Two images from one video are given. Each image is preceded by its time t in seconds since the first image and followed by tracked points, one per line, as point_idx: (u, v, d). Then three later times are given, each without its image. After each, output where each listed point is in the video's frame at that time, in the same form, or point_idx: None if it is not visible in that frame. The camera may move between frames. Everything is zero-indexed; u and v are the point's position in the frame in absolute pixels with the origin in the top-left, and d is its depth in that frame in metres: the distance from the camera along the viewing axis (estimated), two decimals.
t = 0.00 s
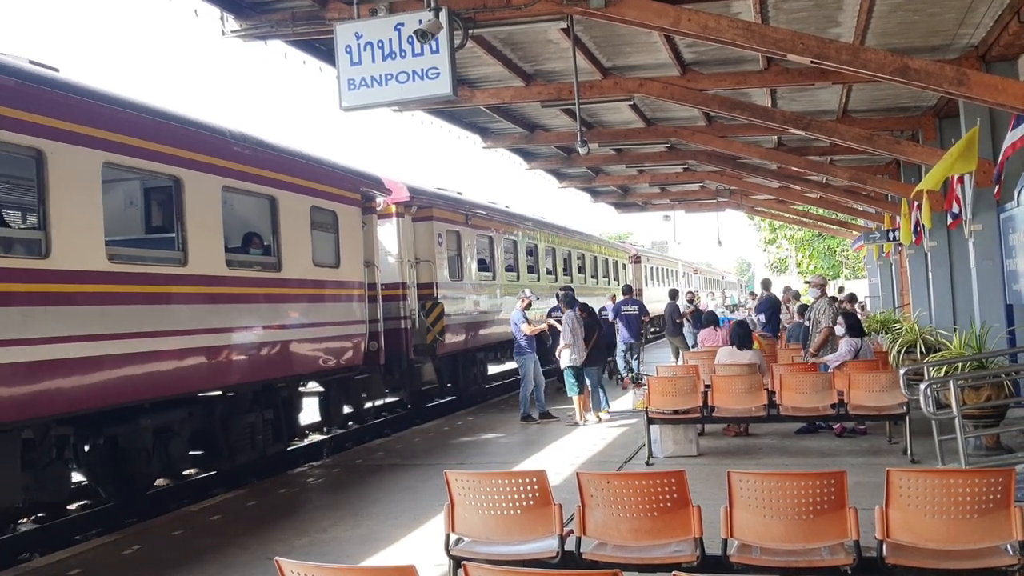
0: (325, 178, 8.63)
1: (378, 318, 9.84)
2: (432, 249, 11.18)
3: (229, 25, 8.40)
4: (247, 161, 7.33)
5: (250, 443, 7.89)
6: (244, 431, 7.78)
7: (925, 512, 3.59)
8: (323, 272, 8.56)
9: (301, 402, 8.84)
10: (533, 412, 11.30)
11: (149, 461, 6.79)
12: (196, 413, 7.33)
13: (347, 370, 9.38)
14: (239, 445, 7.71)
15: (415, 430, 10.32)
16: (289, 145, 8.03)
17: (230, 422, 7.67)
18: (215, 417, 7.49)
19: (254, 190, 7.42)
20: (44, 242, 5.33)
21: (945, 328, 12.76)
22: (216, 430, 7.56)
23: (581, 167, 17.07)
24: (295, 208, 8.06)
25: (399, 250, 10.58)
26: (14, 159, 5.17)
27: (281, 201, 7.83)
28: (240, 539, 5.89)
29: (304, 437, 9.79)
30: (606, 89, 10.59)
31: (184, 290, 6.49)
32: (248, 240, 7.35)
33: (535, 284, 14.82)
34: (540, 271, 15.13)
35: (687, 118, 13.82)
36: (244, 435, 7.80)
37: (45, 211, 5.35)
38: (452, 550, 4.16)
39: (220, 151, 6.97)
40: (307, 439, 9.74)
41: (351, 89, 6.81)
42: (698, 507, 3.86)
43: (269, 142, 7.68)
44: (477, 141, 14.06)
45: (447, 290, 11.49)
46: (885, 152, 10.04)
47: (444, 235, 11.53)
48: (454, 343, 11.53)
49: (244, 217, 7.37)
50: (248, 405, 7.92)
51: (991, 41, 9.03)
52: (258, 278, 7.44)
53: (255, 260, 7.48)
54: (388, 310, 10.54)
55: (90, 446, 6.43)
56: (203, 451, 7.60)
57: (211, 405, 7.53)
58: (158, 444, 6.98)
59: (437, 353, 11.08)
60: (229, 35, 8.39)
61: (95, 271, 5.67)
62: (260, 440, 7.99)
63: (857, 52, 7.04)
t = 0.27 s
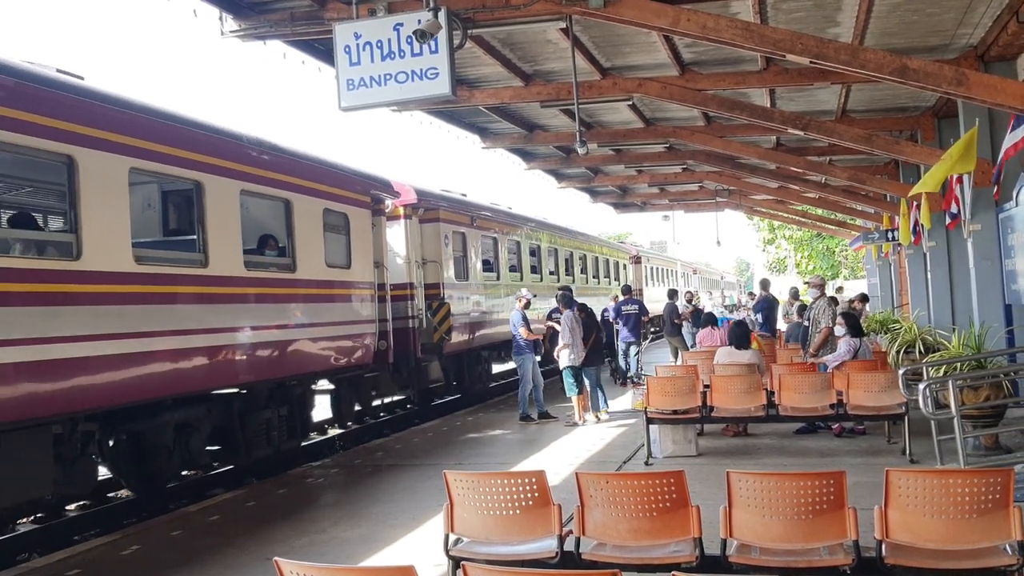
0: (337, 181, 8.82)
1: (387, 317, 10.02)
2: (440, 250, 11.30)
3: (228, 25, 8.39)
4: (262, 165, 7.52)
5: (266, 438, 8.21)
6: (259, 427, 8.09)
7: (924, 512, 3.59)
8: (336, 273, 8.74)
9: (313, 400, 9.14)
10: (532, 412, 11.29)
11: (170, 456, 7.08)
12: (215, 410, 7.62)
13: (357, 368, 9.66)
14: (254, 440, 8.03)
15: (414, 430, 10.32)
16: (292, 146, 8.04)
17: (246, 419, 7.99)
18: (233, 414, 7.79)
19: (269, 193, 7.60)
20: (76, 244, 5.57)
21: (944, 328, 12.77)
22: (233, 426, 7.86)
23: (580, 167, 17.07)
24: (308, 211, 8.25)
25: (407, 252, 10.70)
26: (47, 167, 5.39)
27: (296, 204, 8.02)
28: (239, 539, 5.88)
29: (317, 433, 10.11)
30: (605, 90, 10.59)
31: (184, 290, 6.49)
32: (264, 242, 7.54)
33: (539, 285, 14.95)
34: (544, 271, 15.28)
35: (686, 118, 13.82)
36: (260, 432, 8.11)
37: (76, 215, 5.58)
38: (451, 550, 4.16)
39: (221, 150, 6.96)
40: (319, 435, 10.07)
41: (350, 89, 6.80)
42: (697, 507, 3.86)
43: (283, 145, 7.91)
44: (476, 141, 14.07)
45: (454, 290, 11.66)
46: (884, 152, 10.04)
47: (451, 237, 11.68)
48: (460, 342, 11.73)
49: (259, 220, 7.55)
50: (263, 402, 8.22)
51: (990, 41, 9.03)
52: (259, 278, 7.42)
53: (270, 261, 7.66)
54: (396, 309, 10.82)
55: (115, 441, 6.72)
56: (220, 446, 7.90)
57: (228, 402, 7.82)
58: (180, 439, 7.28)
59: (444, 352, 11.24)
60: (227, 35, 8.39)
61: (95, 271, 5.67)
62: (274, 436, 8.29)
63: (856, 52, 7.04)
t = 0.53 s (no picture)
0: (349, 184, 9.03)
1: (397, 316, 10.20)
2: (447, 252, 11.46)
3: (227, 25, 8.39)
4: (279, 170, 7.74)
5: (282, 433, 8.44)
6: (276, 423, 8.33)
7: (924, 512, 3.59)
8: (348, 274, 8.94)
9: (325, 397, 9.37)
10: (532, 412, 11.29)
11: (191, 451, 7.30)
12: (233, 405, 7.85)
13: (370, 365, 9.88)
14: (271, 435, 8.27)
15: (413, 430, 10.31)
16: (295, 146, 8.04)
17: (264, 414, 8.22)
18: (251, 410, 8.03)
19: (285, 196, 7.82)
20: (105, 246, 5.82)
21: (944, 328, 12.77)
22: (251, 422, 8.08)
23: (579, 167, 17.07)
24: (323, 214, 8.46)
25: (415, 252, 10.91)
26: (77, 171, 5.64)
27: (310, 207, 8.23)
28: (238, 539, 5.88)
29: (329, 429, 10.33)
30: (604, 89, 10.59)
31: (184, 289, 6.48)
32: (279, 243, 7.75)
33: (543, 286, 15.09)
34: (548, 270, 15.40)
35: (686, 118, 13.82)
36: (276, 427, 8.34)
37: (106, 217, 5.83)
38: (450, 550, 4.16)
39: (220, 150, 6.96)
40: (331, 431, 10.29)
41: (350, 88, 6.80)
42: (697, 507, 3.86)
43: (298, 150, 8.11)
44: (476, 141, 14.07)
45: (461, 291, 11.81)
46: (883, 152, 10.03)
47: (458, 238, 11.83)
48: (467, 342, 11.88)
49: (276, 222, 7.76)
50: (279, 398, 8.46)
51: (989, 40, 9.03)
52: (258, 276, 7.39)
53: (286, 262, 7.87)
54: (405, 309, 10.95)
55: (138, 436, 6.93)
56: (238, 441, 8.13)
57: (247, 398, 8.05)
58: (201, 434, 7.50)
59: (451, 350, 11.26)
60: (227, 35, 8.38)
61: (94, 270, 5.66)
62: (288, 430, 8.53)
63: (856, 52, 7.04)
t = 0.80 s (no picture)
0: (360, 186, 9.27)
1: (404, 316, 10.41)
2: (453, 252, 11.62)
3: (225, 25, 8.38)
4: (293, 174, 7.98)
5: (297, 429, 8.68)
6: (291, 418, 8.57)
7: (923, 512, 3.59)
8: (359, 274, 9.17)
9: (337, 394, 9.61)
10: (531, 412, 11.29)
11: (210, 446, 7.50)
12: (252, 401, 8.07)
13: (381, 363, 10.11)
14: (287, 430, 8.50)
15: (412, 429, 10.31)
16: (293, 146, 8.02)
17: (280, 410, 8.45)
18: (268, 406, 8.25)
19: (299, 199, 8.06)
20: (134, 248, 6.07)
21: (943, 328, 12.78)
22: (268, 418, 8.30)
23: (577, 167, 17.07)
24: (335, 216, 8.70)
25: (422, 253, 11.12)
26: (110, 178, 5.94)
27: (324, 210, 8.48)
28: (237, 540, 5.87)
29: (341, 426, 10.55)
30: (602, 89, 10.59)
31: (184, 289, 6.48)
32: (293, 245, 7.99)
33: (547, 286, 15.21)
34: (551, 270, 15.51)
35: (684, 118, 13.82)
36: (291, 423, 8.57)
37: (133, 221, 6.08)
38: (449, 551, 4.16)
39: (217, 150, 6.92)
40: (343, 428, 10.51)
41: (348, 88, 6.80)
42: (696, 507, 3.86)
43: (312, 154, 8.35)
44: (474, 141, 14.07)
45: (467, 291, 11.98)
46: (882, 152, 10.03)
47: (463, 239, 11.98)
48: (473, 340, 12.08)
49: (292, 224, 8.01)
50: (294, 395, 8.69)
51: (988, 40, 9.03)
52: (256, 276, 7.37)
53: (301, 263, 8.12)
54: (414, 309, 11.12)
55: (160, 431, 7.12)
56: (256, 437, 8.35)
57: (264, 395, 8.28)
58: (221, 429, 7.72)
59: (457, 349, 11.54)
60: (225, 35, 8.37)
61: (93, 270, 5.64)
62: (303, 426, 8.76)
63: (854, 52, 7.04)
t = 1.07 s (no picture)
0: (371, 188, 9.50)
1: (414, 315, 10.55)
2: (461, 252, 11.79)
3: (225, 24, 8.38)
4: (309, 176, 8.21)
5: (313, 423, 8.95)
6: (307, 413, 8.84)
7: (922, 511, 3.59)
8: (371, 274, 9.40)
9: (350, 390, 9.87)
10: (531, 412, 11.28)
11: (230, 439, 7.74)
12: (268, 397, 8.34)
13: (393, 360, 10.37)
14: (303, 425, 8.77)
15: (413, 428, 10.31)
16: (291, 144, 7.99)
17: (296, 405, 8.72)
18: (284, 401, 8.51)
19: (314, 201, 8.29)
20: (162, 248, 6.32)
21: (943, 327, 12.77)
22: (285, 412, 8.56)
23: (577, 166, 17.08)
24: (349, 217, 8.94)
25: (430, 253, 11.24)
26: (138, 181, 6.19)
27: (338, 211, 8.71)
28: (237, 539, 5.87)
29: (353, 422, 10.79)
30: (602, 89, 10.59)
31: (183, 289, 6.46)
32: (309, 245, 8.22)
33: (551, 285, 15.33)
34: (554, 269, 15.61)
35: (684, 118, 13.83)
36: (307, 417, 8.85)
37: (161, 223, 6.33)
38: (449, 550, 4.16)
39: (216, 148, 6.91)
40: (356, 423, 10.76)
41: (348, 87, 6.80)
42: (696, 506, 3.86)
43: (326, 157, 8.58)
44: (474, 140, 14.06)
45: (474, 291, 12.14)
46: (882, 152, 10.00)
47: (471, 240, 12.15)
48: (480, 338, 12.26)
49: (308, 225, 8.25)
50: (310, 390, 8.95)
51: (988, 39, 9.03)
52: (255, 273, 7.35)
53: (317, 264, 8.35)
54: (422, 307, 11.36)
55: (183, 425, 7.36)
56: (273, 431, 8.62)
57: (281, 390, 8.54)
58: (241, 423, 7.98)
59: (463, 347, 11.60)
60: (225, 34, 8.37)
61: (93, 269, 5.62)
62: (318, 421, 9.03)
63: (854, 51, 7.04)
